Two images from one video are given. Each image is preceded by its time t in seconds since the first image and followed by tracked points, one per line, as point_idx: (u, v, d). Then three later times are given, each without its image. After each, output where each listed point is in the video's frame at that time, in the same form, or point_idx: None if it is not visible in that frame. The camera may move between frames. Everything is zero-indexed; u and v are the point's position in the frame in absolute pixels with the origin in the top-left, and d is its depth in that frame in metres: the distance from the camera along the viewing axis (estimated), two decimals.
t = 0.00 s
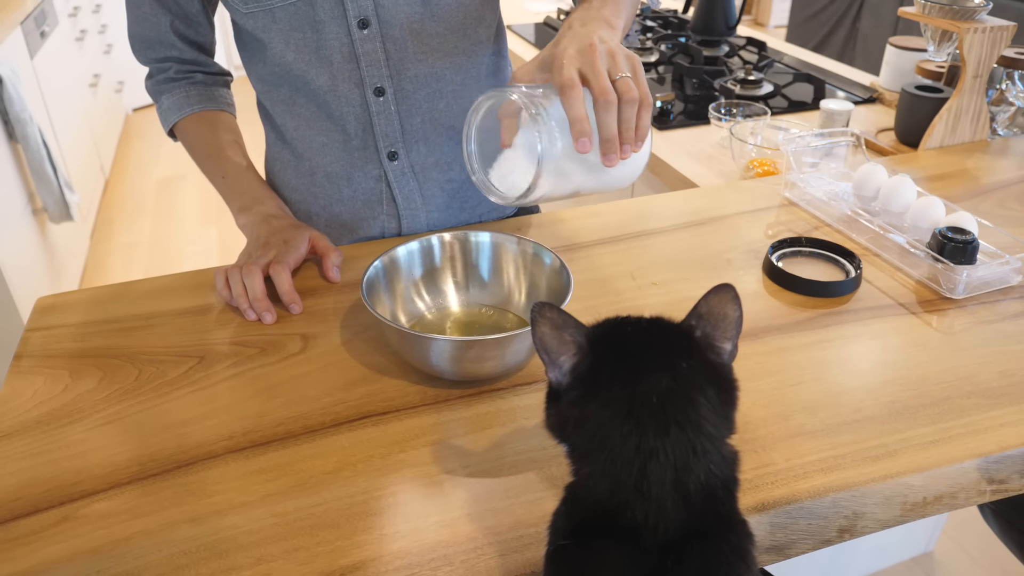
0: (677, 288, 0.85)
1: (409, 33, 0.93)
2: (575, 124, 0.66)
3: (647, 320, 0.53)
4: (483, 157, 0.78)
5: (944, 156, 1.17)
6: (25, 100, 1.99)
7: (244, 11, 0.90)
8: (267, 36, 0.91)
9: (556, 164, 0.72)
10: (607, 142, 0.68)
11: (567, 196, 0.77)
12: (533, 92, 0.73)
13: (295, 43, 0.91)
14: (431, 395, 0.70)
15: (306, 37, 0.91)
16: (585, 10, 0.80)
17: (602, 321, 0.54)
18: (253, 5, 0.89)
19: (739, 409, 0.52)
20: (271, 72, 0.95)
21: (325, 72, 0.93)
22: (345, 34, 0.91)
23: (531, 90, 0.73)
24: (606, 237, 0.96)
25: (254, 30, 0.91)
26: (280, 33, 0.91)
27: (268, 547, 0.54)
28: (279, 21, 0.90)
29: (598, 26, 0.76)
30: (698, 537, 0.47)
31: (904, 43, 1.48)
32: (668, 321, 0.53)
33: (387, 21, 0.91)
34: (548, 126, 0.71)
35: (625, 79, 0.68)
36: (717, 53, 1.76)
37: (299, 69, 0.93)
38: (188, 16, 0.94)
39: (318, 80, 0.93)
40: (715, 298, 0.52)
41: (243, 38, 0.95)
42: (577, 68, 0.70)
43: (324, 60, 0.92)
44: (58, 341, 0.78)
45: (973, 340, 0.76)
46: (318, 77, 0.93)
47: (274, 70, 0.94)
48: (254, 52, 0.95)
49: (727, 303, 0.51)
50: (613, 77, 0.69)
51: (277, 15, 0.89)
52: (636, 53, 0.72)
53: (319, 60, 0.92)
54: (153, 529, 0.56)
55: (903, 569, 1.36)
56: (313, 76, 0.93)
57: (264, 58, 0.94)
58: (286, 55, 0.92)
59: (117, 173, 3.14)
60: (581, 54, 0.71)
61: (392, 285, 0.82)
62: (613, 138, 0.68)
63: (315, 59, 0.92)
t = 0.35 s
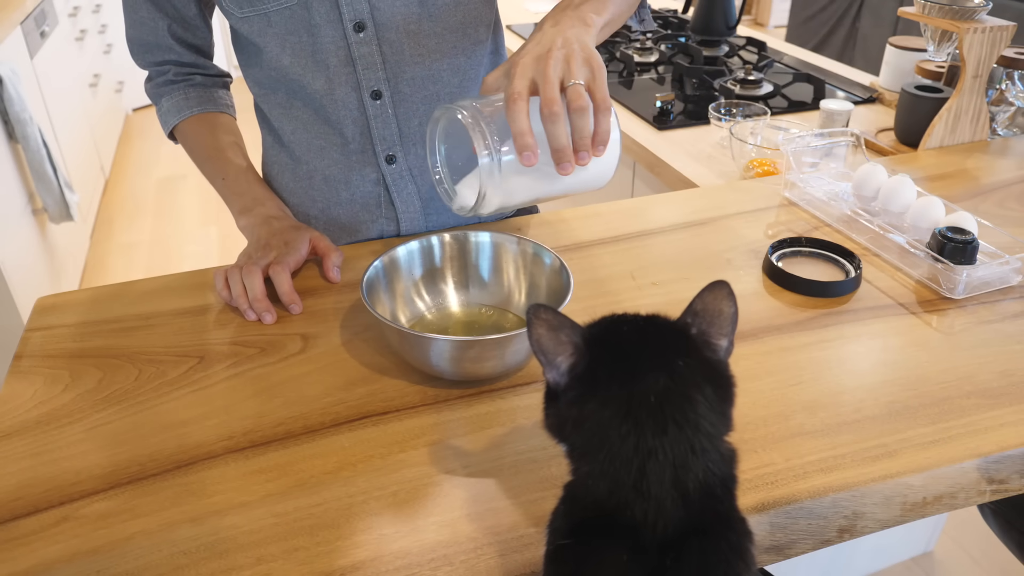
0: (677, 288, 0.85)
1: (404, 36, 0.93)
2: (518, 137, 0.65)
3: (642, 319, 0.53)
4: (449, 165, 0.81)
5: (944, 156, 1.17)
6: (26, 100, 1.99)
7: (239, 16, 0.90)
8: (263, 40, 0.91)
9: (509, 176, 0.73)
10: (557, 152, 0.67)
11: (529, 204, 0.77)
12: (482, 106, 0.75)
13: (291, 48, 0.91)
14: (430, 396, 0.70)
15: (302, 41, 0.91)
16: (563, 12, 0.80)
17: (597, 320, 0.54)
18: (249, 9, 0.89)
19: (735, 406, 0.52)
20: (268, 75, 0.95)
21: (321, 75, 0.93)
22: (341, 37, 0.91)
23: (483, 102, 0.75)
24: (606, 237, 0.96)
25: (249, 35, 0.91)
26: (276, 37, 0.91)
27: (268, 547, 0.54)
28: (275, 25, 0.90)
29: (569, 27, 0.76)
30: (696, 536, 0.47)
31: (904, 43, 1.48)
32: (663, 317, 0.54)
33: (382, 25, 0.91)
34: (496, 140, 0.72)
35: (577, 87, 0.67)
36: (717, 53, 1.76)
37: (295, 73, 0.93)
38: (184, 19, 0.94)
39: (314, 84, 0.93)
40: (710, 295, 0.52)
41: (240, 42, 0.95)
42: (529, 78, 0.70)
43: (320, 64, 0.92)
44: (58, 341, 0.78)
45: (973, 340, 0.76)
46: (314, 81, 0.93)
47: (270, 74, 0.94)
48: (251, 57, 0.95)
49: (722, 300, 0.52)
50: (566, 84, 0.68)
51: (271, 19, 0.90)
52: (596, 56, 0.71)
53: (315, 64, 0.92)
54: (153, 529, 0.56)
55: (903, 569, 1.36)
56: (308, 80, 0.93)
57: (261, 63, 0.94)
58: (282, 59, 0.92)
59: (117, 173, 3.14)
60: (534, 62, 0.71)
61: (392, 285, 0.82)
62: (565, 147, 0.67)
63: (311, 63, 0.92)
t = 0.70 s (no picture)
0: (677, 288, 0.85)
1: (401, 39, 0.93)
2: (523, 148, 0.65)
3: (620, 325, 0.54)
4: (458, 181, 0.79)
5: (944, 156, 1.17)
6: (26, 100, 1.99)
7: (235, 19, 0.90)
8: (259, 43, 0.91)
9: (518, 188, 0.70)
10: (568, 159, 0.65)
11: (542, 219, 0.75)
12: (489, 123, 0.72)
13: (287, 51, 0.91)
14: (430, 395, 0.70)
15: (298, 44, 0.91)
16: (562, 18, 0.80)
17: (572, 335, 0.55)
18: (245, 12, 0.89)
19: (720, 393, 0.54)
20: (266, 78, 0.95)
21: (318, 78, 0.93)
22: (337, 40, 0.91)
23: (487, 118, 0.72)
24: (606, 237, 0.96)
25: (246, 37, 0.91)
26: (272, 40, 0.91)
27: (268, 548, 0.54)
28: (270, 28, 0.90)
29: (569, 34, 0.75)
30: (695, 534, 0.47)
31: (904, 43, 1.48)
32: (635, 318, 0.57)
33: (379, 26, 0.91)
34: (502, 156, 0.70)
35: (580, 92, 0.67)
36: (717, 53, 1.76)
37: (292, 75, 0.93)
38: (182, 21, 0.94)
39: (311, 86, 0.93)
40: (675, 289, 0.56)
41: (236, 45, 0.95)
42: (531, 88, 0.69)
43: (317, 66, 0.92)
44: (59, 341, 0.78)
45: (973, 340, 0.76)
46: (311, 84, 0.93)
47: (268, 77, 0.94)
48: (248, 59, 0.95)
49: (688, 291, 0.56)
50: (568, 90, 0.68)
51: (267, 22, 0.89)
52: (598, 60, 0.70)
53: (311, 66, 0.92)
54: (153, 529, 0.56)
55: (903, 569, 1.36)
56: (305, 82, 0.93)
57: (258, 66, 0.94)
58: (279, 61, 0.92)
59: (117, 173, 3.14)
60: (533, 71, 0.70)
61: (392, 285, 0.82)
62: (573, 152, 0.64)
63: (308, 66, 0.92)
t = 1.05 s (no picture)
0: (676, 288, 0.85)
1: (402, 38, 0.93)
2: (554, 137, 0.65)
3: (613, 333, 0.54)
4: (476, 169, 0.82)
5: (944, 156, 1.17)
6: (25, 100, 1.99)
7: (236, 19, 0.90)
8: (259, 43, 0.91)
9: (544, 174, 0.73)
10: (592, 149, 0.67)
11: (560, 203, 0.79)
12: (515, 108, 0.73)
13: (288, 50, 0.91)
14: (431, 395, 0.70)
15: (298, 43, 0.91)
16: (574, 8, 0.80)
17: (565, 348, 0.55)
18: (245, 12, 0.89)
19: (717, 391, 0.54)
20: (266, 78, 0.95)
21: (319, 77, 0.93)
22: (338, 40, 0.91)
23: (515, 103, 0.74)
24: (606, 237, 0.96)
25: (246, 37, 0.91)
26: (272, 39, 0.90)
27: (268, 548, 0.54)
28: (271, 28, 0.90)
29: (586, 26, 0.76)
30: (699, 539, 0.47)
31: (903, 43, 1.48)
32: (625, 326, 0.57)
33: (379, 26, 0.91)
34: (532, 139, 0.72)
35: (608, 83, 0.67)
36: (717, 53, 1.76)
37: (293, 74, 0.93)
38: (179, 22, 0.94)
39: (311, 86, 0.93)
40: (662, 296, 0.57)
41: (236, 45, 0.95)
42: (558, 78, 0.70)
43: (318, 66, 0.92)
44: (58, 341, 0.78)
45: (973, 340, 0.76)
46: (311, 83, 0.93)
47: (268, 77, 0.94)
48: (248, 60, 0.95)
49: (675, 296, 0.57)
50: (596, 82, 0.69)
51: (268, 22, 0.89)
52: (621, 52, 0.71)
53: (312, 66, 0.92)
54: (154, 529, 0.56)
55: (903, 569, 1.36)
56: (306, 82, 0.93)
57: (258, 67, 0.94)
58: (280, 61, 0.92)
59: (117, 173, 3.14)
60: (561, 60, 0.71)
61: (392, 286, 0.82)
62: (600, 144, 0.66)
63: (308, 65, 0.92)
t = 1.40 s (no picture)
0: (676, 288, 0.85)
1: (403, 37, 0.93)
2: (564, 118, 0.66)
3: (607, 345, 0.55)
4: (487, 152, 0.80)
5: (944, 156, 1.17)
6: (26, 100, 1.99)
7: (238, 17, 0.90)
8: (261, 41, 0.91)
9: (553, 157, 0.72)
10: (601, 131, 0.67)
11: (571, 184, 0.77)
12: (524, 90, 0.72)
13: (289, 49, 0.91)
14: (431, 396, 0.70)
15: (300, 42, 0.91)
16: None
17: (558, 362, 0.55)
18: (247, 10, 0.89)
19: (714, 393, 0.55)
20: (266, 77, 0.94)
21: (320, 76, 0.93)
22: (340, 39, 0.91)
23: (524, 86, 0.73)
24: (606, 237, 0.96)
25: (247, 36, 0.91)
26: (274, 38, 0.90)
27: (268, 547, 0.54)
28: (272, 26, 0.90)
29: (592, 11, 0.75)
30: (706, 547, 0.47)
31: (903, 43, 1.49)
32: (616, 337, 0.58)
33: (381, 24, 0.91)
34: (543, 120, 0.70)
35: (616, 66, 0.68)
36: (717, 53, 1.76)
37: (295, 73, 0.93)
38: (176, 21, 0.93)
39: (313, 85, 0.93)
40: (650, 304, 0.57)
41: (235, 44, 0.95)
42: (567, 62, 0.70)
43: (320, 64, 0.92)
44: (58, 341, 0.78)
45: (973, 340, 0.76)
46: (313, 82, 0.93)
47: (269, 77, 0.94)
48: (247, 58, 0.95)
49: (663, 304, 0.57)
50: (603, 65, 0.69)
51: (272, 20, 0.89)
52: (627, 36, 0.71)
53: (314, 64, 0.92)
54: (154, 529, 0.56)
55: (903, 569, 1.36)
56: (308, 80, 0.93)
57: (258, 66, 0.94)
58: (282, 59, 0.92)
59: (117, 173, 3.14)
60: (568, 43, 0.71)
61: (392, 286, 0.82)
62: (608, 126, 0.67)
63: (310, 64, 0.92)
